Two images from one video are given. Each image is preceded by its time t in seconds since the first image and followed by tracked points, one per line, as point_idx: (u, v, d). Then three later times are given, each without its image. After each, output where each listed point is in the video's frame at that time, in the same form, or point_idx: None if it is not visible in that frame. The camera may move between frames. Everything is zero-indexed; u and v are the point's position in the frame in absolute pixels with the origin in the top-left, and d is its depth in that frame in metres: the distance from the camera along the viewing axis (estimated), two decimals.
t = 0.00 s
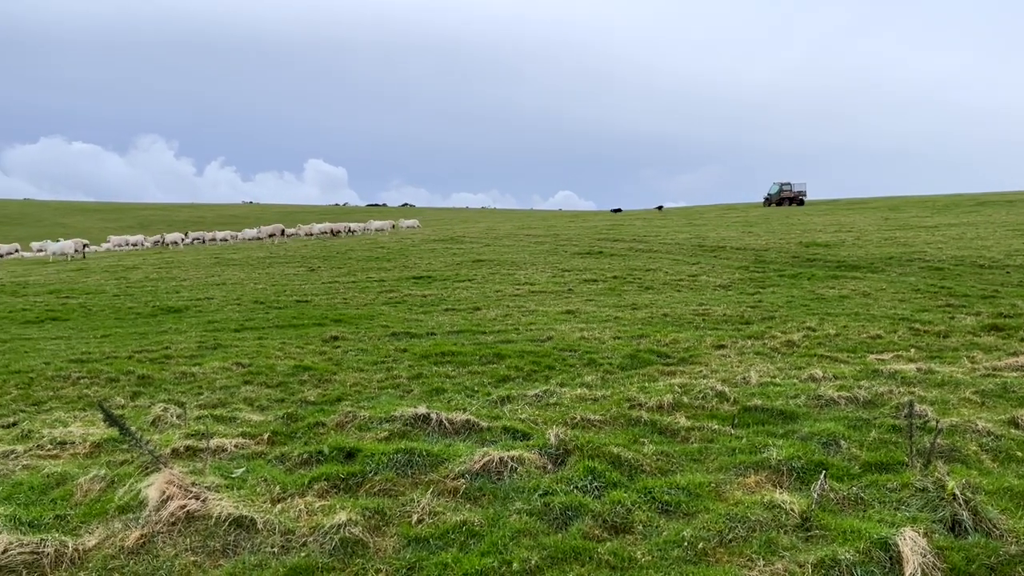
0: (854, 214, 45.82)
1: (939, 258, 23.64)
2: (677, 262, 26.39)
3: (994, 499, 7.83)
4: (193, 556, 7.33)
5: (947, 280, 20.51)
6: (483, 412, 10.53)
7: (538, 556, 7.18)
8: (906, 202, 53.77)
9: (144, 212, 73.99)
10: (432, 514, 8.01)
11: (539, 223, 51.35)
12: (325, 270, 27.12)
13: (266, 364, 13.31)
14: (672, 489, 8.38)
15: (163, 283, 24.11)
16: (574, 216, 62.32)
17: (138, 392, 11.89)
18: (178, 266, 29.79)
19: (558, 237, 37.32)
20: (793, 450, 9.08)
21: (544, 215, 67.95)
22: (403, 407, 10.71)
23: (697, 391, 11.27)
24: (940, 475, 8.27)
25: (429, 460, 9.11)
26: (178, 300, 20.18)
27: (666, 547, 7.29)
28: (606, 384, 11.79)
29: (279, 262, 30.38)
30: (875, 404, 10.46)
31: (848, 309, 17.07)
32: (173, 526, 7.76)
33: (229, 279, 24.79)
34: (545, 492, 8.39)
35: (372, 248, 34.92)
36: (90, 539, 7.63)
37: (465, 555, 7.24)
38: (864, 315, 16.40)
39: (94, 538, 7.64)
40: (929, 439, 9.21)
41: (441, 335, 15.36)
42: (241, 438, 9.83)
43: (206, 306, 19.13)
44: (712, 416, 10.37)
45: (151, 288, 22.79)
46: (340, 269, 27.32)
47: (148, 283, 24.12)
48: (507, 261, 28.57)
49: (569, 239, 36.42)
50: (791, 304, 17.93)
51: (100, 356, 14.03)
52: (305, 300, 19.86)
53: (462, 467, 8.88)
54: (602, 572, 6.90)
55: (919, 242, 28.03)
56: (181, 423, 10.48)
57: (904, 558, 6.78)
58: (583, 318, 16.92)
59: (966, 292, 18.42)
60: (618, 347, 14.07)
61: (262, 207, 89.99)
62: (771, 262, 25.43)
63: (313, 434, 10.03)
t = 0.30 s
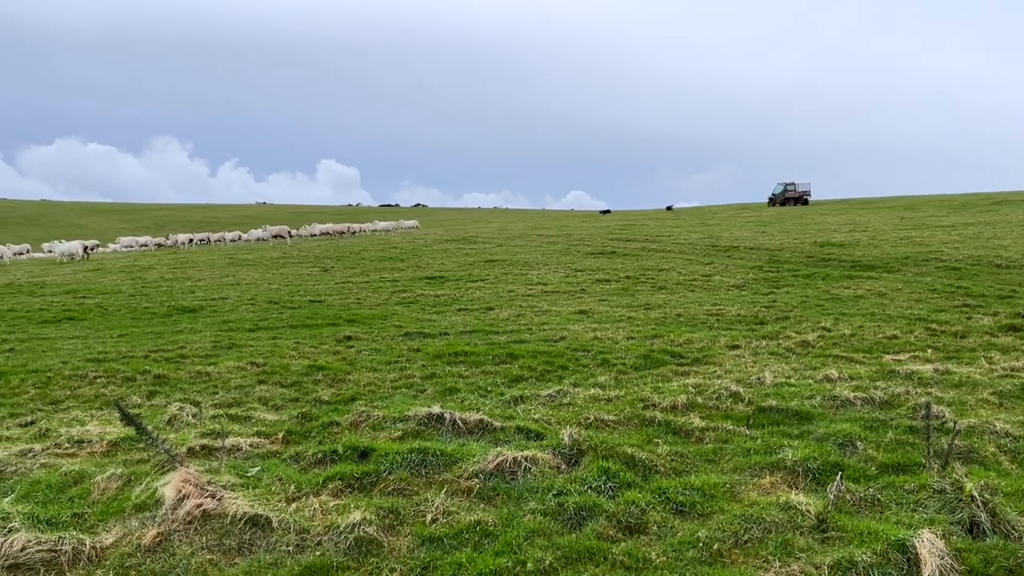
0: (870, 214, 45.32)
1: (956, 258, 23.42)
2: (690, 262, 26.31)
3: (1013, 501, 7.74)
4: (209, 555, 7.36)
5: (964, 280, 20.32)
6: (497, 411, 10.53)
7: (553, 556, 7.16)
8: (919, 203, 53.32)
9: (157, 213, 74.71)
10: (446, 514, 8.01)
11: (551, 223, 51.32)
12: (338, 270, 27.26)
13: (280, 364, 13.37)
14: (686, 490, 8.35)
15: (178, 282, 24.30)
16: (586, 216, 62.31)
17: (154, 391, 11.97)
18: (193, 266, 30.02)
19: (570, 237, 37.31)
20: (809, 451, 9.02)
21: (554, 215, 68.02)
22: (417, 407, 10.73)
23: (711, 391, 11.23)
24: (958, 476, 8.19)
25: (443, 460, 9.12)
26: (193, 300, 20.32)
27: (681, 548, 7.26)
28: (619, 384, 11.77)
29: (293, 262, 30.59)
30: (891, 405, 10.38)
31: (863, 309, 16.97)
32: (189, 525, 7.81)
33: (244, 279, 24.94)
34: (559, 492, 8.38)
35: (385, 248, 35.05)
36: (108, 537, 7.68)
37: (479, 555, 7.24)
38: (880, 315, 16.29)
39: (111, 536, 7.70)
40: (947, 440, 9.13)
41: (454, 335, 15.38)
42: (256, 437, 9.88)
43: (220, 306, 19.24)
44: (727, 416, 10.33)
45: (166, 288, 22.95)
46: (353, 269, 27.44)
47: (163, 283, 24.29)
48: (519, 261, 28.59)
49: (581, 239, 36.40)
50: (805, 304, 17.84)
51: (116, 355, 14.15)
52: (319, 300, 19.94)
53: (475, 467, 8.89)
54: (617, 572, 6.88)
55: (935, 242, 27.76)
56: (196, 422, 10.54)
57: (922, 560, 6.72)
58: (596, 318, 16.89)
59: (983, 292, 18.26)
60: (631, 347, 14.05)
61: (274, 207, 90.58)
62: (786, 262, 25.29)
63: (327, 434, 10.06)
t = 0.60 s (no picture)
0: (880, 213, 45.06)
1: (968, 258, 23.25)
2: (700, 262, 26.23)
3: None
4: (221, 554, 7.39)
5: (976, 279, 20.18)
6: (506, 411, 10.53)
7: (563, 556, 7.16)
8: (928, 202, 52.95)
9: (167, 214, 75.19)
10: (456, 513, 8.02)
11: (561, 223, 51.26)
12: (348, 270, 27.36)
13: (291, 363, 13.41)
14: (697, 490, 8.33)
15: (189, 283, 24.44)
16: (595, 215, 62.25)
17: (165, 390, 12.04)
18: (204, 266, 30.18)
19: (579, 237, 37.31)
20: (820, 451, 8.98)
21: (562, 215, 68.01)
22: (427, 407, 10.74)
23: (722, 392, 11.20)
24: (972, 477, 8.13)
25: (453, 460, 9.13)
26: (204, 300, 20.43)
27: (691, 548, 7.24)
28: (629, 384, 11.75)
29: (303, 262, 30.74)
30: (904, 406, 10.32)
31: (874, 309, 16.90)
32: (201, 523, 7.85)
33: (254, 279, 25.04)
34: (569, 491, 8.37)
35: (393, 248, 35.11)
36: (120, 535, 7.73)
37: (489, 555, 7.24)
38: (892, 315, 16.20)
39: (123, 534, 7.74)
40: (960, 441, 9.07)
41: (463, 335, 15.39)
42: (266, 437, 9.91)
43: (231, 306, 19.32)
44: (737, 416, 10.29)
45: (177, 288, 23.06)
46: (363, 269, 27.55)
47: (174, 283, 24.42)
48: (529, 261, 28.60)
49: (590, 239, 36.39)
50: (816, 304, 17.77)
51: (128, 355, 14.22)
52: (329, 300, 20.00)
53: (485, 466, 8.89)
54: (628, 572, 6.87)
55: (947, 242, 27.58)
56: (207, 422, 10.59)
57: (935, 561, 6.68)
58: (606, 318, 16.87)
59: (996, 292, 18.13)
60: (641, 347, 14.02)
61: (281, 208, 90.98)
62: (796, 262, 25.17)
63: (338, 433, 10.08)
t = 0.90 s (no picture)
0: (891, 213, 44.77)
1: (980, 258, 23.09)
2: (709, 263, 26.20)
3: None
4: (232, 553, 7.43)
5: (988, 279, 20.05)
6: (516, 412, 10.54)
7: (573, 556, 7.16)
8: (939, 202, 52.55)
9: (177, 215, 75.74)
10: (466, 514, 8.03)
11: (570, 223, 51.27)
12: (358, 270, 27.49)
13: (301, 364, 13.47)
14: (707, 492, 8.31)
15: (199, 283, 24.61)
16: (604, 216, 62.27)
17: (177, 390, 12.11)
18: (215, 267, 30.42)
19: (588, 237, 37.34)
20: (831, 452, 8.94)
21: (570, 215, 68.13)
22: (437, 407, 10.76)
23: (732, 392, 11.18)
24: (984, 479, 8.08)
25: (463, 460, 9.14)
26: (215, 300, 20.56)
27: (702, 549, 7.22)
28: (639, 384, 11.75)
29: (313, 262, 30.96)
30: (915, 407, 10.27)
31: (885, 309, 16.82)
32: (212, 523, 7.89)
33: (264, 279, 25.18)
34: (579, 492, 8.37)
35: (401, 249, 35.23)
36: (132, 534, 7.77)
37: (499, 555, 7.25)
38: (903, 316, 16.12)
39: (136, 533, 7.79)
40: (972, 442, 9.02)
41: (473, 335, 15.43)
42: (277, 437, 9.96)
43: (241, 306, 19.43)
44: (747, 417, 10.27)
45: (188, 289, 23.21)
46: (373, 269, 27.67)
47: (185, 284, 24.58)
48: (538, 261, 28.65)
49: (599, 239, 36.41)
50: (826, 304, 17.72)
51: (140, 355, 14.31)
52: (339, 300, 20.09)
53: (495, 467, 8.89)
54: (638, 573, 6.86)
55: (959, 242, 27.38)
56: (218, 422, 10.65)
57: (948, 563, 6.64)
58: (615, 318, 16.88)
59: (1008, 292, 18.01)
60: (651, 348, 14.00)
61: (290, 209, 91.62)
62: (806, 262, 25.08)
63: (348, 434, 10.11)
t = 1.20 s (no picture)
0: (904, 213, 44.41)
1: (996, 258, 22.87)
2: (721, 263, 26.11)
3: None
4: (245, 552, 7.47)
5: (1004, 280, 19.86)
6: (527, 412, 10.55)
7: (585, 557, 7.16)
8: (952, 202, 52.05)
9: (189, 215, 76.29)
10: (478, 514, 8.04)
11: (581, 223, 51.21)
12: (370, 270, 27.61)
13: (313, 364, 13.53)
14: (720, 493, 8.28)
15: (212, 283, 24.78)
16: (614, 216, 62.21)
17: (190, 390, 12.20)
18: (228, 267, 30.65)
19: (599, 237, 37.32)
20: (845, 453, 8.90)
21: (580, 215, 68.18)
22: (448, 407, 10.78)
23: (744, 393, 11.14)
24: (1000, 480, 8.01)
25: (475, 460, 9.16)
26: (227, 301, 20.69)
27: (715, 551, 7.20)
28: (651, 385, 11.73)
29: (325, 263, 31.17)
30: (930, 408, 10.19)
31: (899, 310, 16.71)
32: (226, 522, 7.93)
33: (276, 280, 25.32)
34: (591, 493, 8.36)
35: (412, 249, 35.34)
36: (148, 533, 7.83)
37: (512, 555, 7.25)
38: (917, 316, 16.01)
39: (151, 533, 7.84)
40: (988, 443, 8.94)
41: (484, 335, 15.46)
42: (290, 436, 10.01)
43: (254, 307, 19.55)
44: (760, 418, 10.22)
45: (201, 289, 23.36)
46: (385, 269, 27.79)
47: (198, 284, 24.74)
48: (549, 261, 28.67)
49: (611, 239, 36.37)
50: (839, 305, 17.63)
51: (154, 355, 14.41)
52: (351, 300, 20.18)
53: (507, 467, 8.90)
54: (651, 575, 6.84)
55: (974, 242, 27.13)
56: (231, 421, 10.71)
57: (963, 565, 6.60)
58: (626, 318, 16.87)
59: None
60: (662, 348, 13.97)
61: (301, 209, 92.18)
62: (818, 262, 24.94)
63: (360, 434, 10.15)
